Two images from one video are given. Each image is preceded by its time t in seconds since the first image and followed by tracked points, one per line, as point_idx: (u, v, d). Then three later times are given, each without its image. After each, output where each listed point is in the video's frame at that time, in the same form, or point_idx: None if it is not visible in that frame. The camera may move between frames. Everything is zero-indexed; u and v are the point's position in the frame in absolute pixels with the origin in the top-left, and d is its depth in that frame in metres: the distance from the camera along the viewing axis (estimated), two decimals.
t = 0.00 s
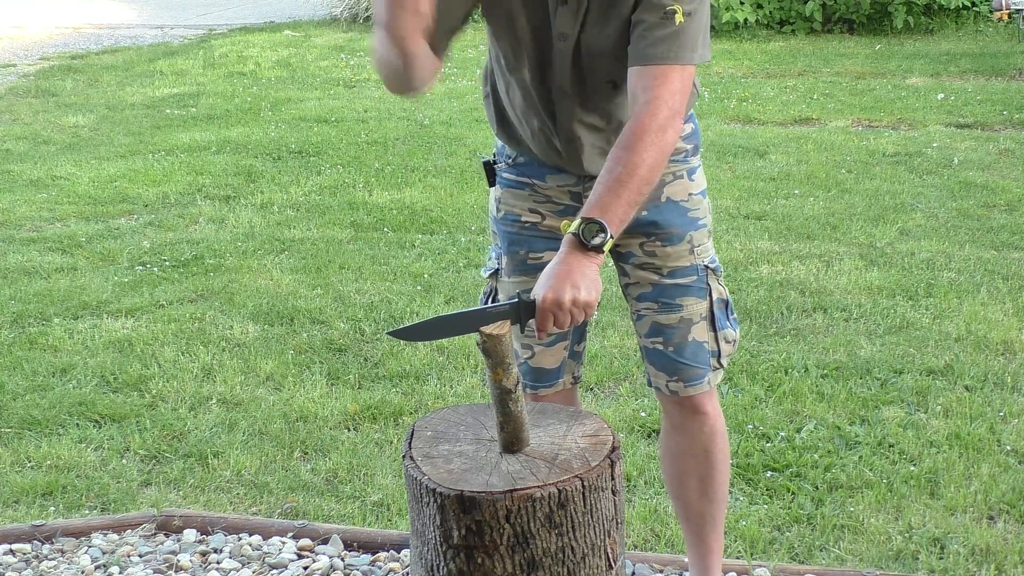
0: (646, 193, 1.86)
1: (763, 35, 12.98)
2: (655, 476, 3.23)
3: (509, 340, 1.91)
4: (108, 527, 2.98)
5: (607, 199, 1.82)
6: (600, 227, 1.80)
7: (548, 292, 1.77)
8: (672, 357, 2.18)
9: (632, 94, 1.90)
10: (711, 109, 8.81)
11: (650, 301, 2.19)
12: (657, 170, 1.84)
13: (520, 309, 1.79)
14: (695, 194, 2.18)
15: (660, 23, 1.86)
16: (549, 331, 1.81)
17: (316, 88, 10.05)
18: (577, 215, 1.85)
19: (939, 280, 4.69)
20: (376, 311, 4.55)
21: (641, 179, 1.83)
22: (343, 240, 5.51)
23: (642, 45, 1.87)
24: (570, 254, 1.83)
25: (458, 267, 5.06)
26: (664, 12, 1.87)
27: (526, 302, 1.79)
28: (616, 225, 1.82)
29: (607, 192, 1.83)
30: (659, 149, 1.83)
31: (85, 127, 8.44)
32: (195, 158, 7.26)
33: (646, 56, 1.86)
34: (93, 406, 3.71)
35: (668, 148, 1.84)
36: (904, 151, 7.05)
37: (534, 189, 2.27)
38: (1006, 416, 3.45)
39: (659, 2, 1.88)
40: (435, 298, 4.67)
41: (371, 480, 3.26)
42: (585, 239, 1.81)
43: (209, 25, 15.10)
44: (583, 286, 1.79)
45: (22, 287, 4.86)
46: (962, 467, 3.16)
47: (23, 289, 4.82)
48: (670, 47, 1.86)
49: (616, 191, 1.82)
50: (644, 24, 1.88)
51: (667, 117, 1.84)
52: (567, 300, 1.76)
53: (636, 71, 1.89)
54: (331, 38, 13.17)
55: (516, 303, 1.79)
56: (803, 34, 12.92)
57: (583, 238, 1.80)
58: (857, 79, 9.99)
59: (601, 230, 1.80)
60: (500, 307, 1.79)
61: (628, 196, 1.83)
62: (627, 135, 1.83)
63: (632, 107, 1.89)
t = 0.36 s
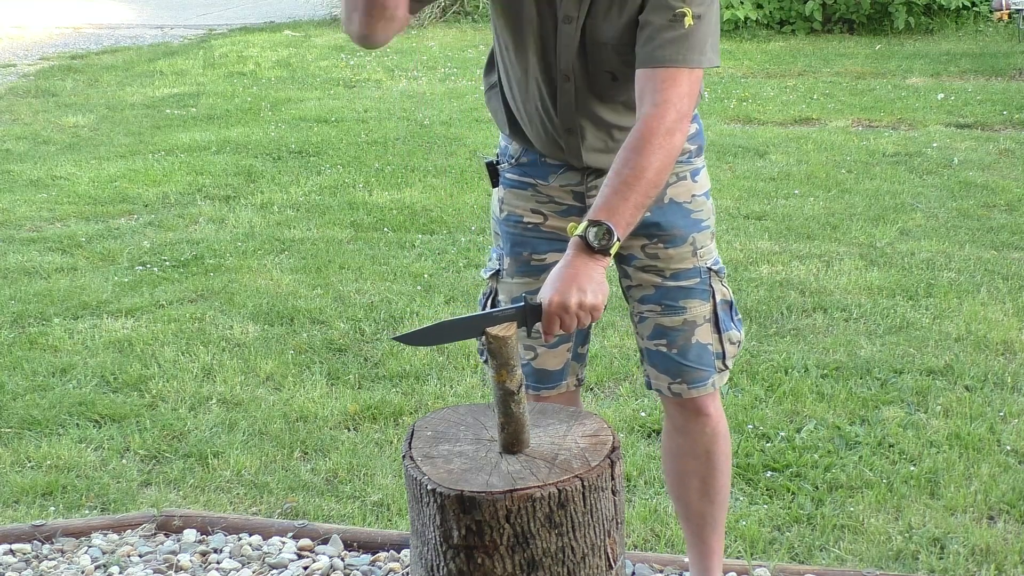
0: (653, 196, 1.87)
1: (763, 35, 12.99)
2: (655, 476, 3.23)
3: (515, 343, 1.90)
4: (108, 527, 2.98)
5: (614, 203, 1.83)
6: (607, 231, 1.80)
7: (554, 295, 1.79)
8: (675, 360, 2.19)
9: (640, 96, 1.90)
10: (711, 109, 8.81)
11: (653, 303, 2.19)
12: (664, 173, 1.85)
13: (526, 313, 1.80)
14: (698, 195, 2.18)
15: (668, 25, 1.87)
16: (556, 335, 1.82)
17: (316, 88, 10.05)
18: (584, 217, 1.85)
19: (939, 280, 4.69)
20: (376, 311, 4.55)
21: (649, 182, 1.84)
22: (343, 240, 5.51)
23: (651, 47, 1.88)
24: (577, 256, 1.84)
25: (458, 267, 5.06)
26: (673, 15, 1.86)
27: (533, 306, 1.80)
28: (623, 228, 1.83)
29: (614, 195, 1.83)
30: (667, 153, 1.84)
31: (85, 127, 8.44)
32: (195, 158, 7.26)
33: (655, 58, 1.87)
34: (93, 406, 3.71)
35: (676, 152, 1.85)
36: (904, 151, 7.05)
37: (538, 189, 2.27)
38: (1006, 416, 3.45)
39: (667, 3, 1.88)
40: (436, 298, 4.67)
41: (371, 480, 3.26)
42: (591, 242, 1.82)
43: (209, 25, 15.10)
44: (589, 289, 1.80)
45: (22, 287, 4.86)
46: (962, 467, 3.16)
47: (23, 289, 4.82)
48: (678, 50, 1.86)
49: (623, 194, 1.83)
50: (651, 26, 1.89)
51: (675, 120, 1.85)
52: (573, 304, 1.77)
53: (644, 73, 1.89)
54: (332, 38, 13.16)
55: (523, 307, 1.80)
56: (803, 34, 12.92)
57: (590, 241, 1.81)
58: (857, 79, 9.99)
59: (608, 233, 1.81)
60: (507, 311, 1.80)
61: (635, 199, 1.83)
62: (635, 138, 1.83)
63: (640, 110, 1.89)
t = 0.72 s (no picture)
0: (641, 208, 1.84)
1: (763, 35, 12.98)
2: (655, 476, 3.23)
3: (494, 342, 1.87)
4: (108, 527, 2.98)
5: (600, 211, 1.80)
6: (591, 239, 1.78)
7: (534, 299, 1.77)
8: (674, 363, 2.18)
9: (635, 106, 1.88)
10: (711, 109, 8.81)
11: (652, 306, 2.19)
12: (652, 186, 1.82)
13: (506, 316, 1.80)
14: (696, 198, 2.18)
15: (671, 36, 1.86)
16: (533, 341, 1.80)
17: (316, 88, 10.05)
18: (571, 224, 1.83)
19: (939, 280, 4.69)
20: (376, 311, 4.55)
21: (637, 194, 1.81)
22: (343, 240, 5.51)
23: (650, 57, 1.86)
24: (560, 263, 1.81)
25: (458, 267, 5.06)
26: (676, 27, 1.86)
27: (512, 309, 1.79)
28: (608, 238, 1.81)
29: (601, 203, 1.81)
30: (658, 165, 1.81)
31: (84, 127, 8.44)
32: (195, 158, 7.26)
33: (655, 68, 1.85)
34: (93, 406, 3.71)
35: (667, 164, 1.82)
36: (904, 151, 7.05)
37: (535, 189, 2.27)
38: (1006, 416, 3.45)
39: (672, 16, 1.87)
40: (436, 298, 4.67)
41: (371, 480, 3.26)
42: (575, 249, 1.79)
43: (209, 25, 15.10)
44: (570, 296, 1.78)
45: (22, 287, 4.86)
46: (962, 467, 3.16)
47: (23, 289, 4.82)
48: (679, 63, 1.84)
49: (611, 203, 1.80)
50: (652, 36, 1.87)
51: (669, 133, 1.82)
52: (552, 309, 1.75)
53: (642, 83, 1.86)
54: (332, 38, 13.16)
55: (502, 309, 1.80)
56: (803, 34, 12.92)
57: (573, 248, 1.79)
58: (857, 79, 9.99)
59: (592, 242, 1.78)
60: (485, 312, 1.79)
61: (623, 210, 1.80)
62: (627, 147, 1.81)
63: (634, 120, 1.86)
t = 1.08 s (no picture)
0: (638, 209, 1.85)
1: (763, 35, 12.98)
2: (655, 476, 3.23)
3: (498, 348, 1.87)
4: (108, 527, 2.98)
5: (599, 215, 1.81)
6: (592, 242, 1.78)
7: (537, 306, 1.75)
8: (671, 361, 2.18)
9: (625, 109, 1.90)
10: (711, 109, 8.81)
11: (649, 303, 2.19)
12: (649, 186, 1.84)
13: (509, 323, 1.79)
14: (693, 195, 2.17)
15: (653, 35, 1.88)
16: (539, 346, 1.79)
17: (316, 88, 10.05)
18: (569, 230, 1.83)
19: (939, 280, 4.69)
20: (376, 311, 4.55)
21: (634, 194, 1.82)
22: (344, 240, 5.51)
23: (636, 58, 1.88)
24: (561, 270, 1.80)
25: (458, 267, 5.06)
26: (658, 24, 1.88)
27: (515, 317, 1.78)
28: (608, 240, 1.80)
29: (599, 207, 1.81)
30: (653, 164, 1.83)
31: (84, 127, 8.44)
32: (195, 158, 7.26)
33: (641, 69, 1.87)
34: (93, 406, 3.71)
35: (661, 163, 1.84)
36: (904, 151, 7.05)
37: (531, 193, 2.27)
38: (1006, 416, 3.45)
39: (653, 15, 1.89)
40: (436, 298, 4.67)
41: (371, 480, 3.26)
42: (576, 253, 1.79)
43: (209, 25, 15.10)
44: (573, 301, 1.77)
45: (22, 287, 4.86)
46: (962, 467, 3.16)
47: (23, 288, 4.82)
48: (663, 59, 1.86)
49: (609, 205, 1.81)
50: (636, 37, 1.89)
51: (662, 131, 1.84)
52: (557, 314, 1.74)
53: (629, 85, 1.89)
54: (331, 37, 13.15)
55: (506, 317, 1.79)
56: (803, 34, 12.91)
57: (574, 253, 1.78)
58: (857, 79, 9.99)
59: (593, 244, 1.78)
60: (490, 320, 1.79)
61: (621, 210, 1.81)
62: (621, 150, 1.82)
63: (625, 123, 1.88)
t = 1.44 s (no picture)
0: (643, 211, 1.86)
1: (763, 35, 12.98)
2: (655, 476, 3.23)
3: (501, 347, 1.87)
4: (108, 527, 2.98)
5: (604, 217, 1.82)
6: (595, 244, 1.80)
7: (541, 306, 1.79)
8: (671, 361, 2.18)
9: (632, 110, 1.89)
10: (711, 109, 8.81)
11: (649, 304, 2.19)
12: (654, 188, 1.85)
13: (512, 322, 1.81)
14: (694, 197, 2.17)
15: (660, 38, 1.86)
16: (542, 344, 1.82)
17: (316, 88, 10.05)
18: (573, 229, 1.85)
19: (939, 280, 4.69)
20: (376, 311, 4.55)
21: (640, 196, 1.83)
22: (343, 240, 5.51)
23: (643, 60, 1.86)
24: (564, 270, 1.83)
25: (458, 267, 5.06)
26: (664, 27, 1.86)
27: (519, 316, 1.80)
28: (612, 241, 1.82)
29: (604, 207, 1.83)
30: (657, 167, 1.83)
31: (85, 127, 8.44)
32: (195, 158, 7.26)
33: (647, 71, 1.86)
34: (93, 406, 3.71)
35: (666, 166, 1.84)
36: (904, 151, 7.05)
37: (533, 194, 2.26)
38: (1006, 416, 3.45)
39: (661, 17, 1.87)
40: (436, 298, 4.67)
41: (371, 480, 3.26)
42: (579, 254, 1.81)
43: (209, 25, 15.10)
44: (577, 301, 1.80)
45: (22, 287, 4.86)
46: (962, 467, 3.16)
47: (23, 288, 4.82)
48: (671, 63, 1.85)
49: (613, 207, 1.82)
50: (643, 39, 1.87)
51: (668, 134, 1.84)
52: (559, 315, 1.78)
53: (637, 86, 1.88)
54: (332, 37, 13.15)
55: (508, 316, 1.80)
56: (803, 34, 12.91)
57: (577, 254, 1.81)
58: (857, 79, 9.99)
59: (596, 247, 1.80)
60: (493, 318, 1.80)
61: (625, 212, 1.83)
62: (628, 152, 1.83)
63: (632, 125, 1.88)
